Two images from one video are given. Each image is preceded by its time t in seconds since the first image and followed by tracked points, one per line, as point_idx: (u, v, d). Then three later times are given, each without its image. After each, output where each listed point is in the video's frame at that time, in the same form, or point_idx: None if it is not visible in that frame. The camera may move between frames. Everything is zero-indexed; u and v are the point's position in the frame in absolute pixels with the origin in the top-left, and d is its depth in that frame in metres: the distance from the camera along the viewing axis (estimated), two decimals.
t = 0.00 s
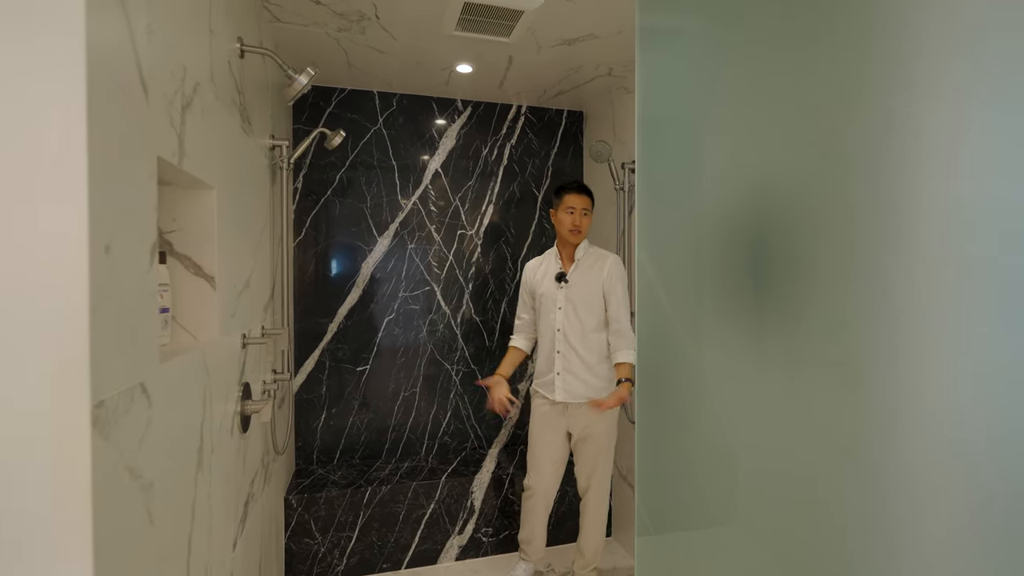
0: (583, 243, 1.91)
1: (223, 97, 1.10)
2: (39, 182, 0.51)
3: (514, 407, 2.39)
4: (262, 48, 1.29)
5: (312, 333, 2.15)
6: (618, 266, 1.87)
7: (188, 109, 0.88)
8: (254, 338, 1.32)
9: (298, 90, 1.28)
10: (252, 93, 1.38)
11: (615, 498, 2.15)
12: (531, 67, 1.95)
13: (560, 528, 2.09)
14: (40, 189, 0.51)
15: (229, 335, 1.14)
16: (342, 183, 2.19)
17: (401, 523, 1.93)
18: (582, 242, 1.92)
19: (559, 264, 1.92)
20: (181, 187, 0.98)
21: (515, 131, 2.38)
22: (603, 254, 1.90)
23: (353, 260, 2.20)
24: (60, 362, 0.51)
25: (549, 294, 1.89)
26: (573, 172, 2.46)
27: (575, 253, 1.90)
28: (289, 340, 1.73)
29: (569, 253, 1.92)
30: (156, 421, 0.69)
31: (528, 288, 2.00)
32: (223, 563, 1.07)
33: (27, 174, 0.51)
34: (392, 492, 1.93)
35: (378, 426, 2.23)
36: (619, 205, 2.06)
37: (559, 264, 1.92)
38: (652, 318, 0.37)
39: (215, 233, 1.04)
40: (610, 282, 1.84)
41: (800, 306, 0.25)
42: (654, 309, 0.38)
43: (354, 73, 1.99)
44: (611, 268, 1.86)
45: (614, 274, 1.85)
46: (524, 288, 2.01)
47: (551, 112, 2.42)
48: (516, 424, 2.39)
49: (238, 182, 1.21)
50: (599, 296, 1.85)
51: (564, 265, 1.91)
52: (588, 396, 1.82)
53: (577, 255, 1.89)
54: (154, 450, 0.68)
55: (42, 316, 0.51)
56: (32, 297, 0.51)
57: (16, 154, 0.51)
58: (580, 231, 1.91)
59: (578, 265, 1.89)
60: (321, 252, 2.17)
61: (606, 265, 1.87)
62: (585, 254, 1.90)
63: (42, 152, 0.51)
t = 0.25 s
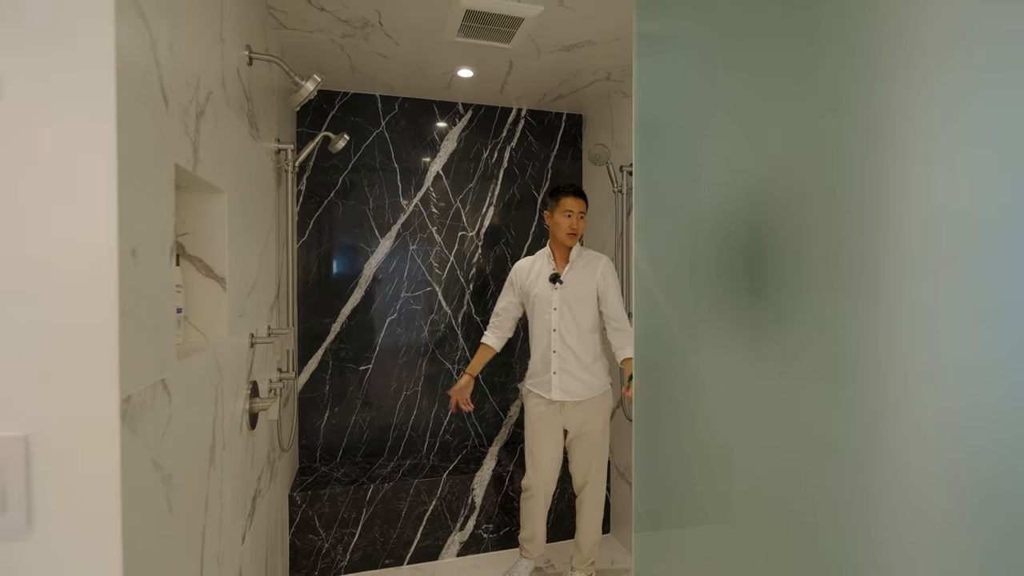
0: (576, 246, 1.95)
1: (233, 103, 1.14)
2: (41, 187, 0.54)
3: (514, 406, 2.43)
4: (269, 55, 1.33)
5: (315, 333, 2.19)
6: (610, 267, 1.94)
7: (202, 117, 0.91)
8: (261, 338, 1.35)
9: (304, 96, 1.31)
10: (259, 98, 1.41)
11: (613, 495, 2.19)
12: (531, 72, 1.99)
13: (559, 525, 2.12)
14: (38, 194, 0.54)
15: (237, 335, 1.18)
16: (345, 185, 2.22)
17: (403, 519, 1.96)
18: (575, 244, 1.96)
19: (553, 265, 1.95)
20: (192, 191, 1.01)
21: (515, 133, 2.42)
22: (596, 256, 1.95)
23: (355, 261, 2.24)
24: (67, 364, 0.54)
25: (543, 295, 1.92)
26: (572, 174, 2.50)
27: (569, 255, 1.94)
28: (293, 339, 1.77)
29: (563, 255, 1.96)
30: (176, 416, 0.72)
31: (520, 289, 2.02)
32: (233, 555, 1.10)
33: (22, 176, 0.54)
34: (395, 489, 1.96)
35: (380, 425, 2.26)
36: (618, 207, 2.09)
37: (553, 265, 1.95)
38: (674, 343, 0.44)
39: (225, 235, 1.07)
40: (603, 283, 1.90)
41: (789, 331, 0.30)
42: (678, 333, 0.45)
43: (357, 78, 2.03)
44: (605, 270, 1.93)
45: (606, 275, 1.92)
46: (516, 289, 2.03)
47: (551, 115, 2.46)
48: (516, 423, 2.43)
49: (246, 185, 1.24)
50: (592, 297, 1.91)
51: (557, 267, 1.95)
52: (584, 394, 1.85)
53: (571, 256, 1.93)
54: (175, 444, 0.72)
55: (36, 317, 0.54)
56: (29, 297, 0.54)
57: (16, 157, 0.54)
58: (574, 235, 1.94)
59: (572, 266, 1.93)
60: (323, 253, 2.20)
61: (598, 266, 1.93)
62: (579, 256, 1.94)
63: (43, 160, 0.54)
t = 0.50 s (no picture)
0: (568, 245, 2.00)
1: (245, 108, 1.17)
2: (48, 188, 0.56)
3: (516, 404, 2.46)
4: (279, 61, 1.37)
5: (319, 332, 2.22)
6: (600, 267, 1.99)
7: (219, 123, 0.94)
8: (270, 336, 1.39)
9: (313, 101, 1.35)
10: (268, 103, 1.45)
11: (613, 491, 2.23)
12: (532, 75, 2.03)
13: (560, 520, 2.16)
14: (42, 191, 0.56)
15: (249, 332, 1.21)
16: (349, 186, 2.26)
17: (407, 514, 2.00)
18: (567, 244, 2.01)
19: (546, 263, 1.99)
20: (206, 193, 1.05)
21: (517, 135, 2.46)
22: (587, 255, 2.00)
23: (359, 261, 2.27)
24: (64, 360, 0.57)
25: (536, 292, 1.96)
26: (572, 175, 2.54)
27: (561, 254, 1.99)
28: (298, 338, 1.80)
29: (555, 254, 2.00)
30: (198, 410, 0.76)
31: (513, 287, 2.05)
32: (244, 546, 1.14)
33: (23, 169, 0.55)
34: (399, 485, 2.00)
35: (384, 422, 2.30)
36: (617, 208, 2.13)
37: (545, 263, 1.99)
38: (675, 341, 0.67)
39: (236, 235, 1.11)
40: (593, 282, 1.95)
41: (781, 341, 0.50)
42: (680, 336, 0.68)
43: (362, 81, 2.06)
44: (597, 268, 1.98)
45: (597, 275, 1.97)
46: (509, 286, 2.07)
47: (551, 117, 2.50)
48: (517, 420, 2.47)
49: (255, 187, 1.28)
50: (583, 295, 1.95)
51: (550, 264, 1.99)
52: (574, 390, 1.89)
53: (563, 255, 1.98)
54: (197, 435, 0.76)
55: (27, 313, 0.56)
56: (28, 295, 0.56)
57: (35, 162, 0.56)
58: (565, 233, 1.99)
59: (564, 263, 1.97)
60: (327, 253, 2.24)
61: (590, 266, 1.98)
62: (571, 255, 1.99)
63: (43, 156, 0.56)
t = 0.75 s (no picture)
0: (560, 246, 2.05)
1: (262, 114, 1.22)
2: (56, 185, 0.59)
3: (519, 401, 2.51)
4: (293, 68, 1.41)
5: (327, 331, 2.27)
6: (592, 268, 2.05)
7: (242, 130, 0.99)
8: (284, 334, 1.43)
9: (326, 106, 1.39)
10: (281, 108, 1.50)
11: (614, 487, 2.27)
12: (535, 80, 2.07)
13: (562, 515, 2.21)
14: (83, 198, 0.61)
15: (265, 330, 1.26)
16: (355, 187, 2.30)
17: (413, 509, 2.05)
18: (560, 245, 2.05)
19: (539, 263, 2.03)
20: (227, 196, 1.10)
21: (520, 138, 2.50)
22: (580, 256, 2.05)
23: (365, 261, 2.32)
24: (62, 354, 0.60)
25: (531, 292, 2.00)
26: (574, 177, 2.58)
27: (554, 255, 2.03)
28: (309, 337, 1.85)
29: (548, 255, 2.04)
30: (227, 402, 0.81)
31: (507, 286, 2.10)
32: (263, 535, 1.19)
33: (41, 173, 0.59)
34: (405, 481, 2.04)
35: (390, 419, 2.34)
36: (619, 210, 2.18)
37: (538, 263, 2.04)
38: (674, 340, 0.63)
39: (256, 237, 1.16)
40: (585, 283, 2.01)
41: (781, 338, 0.46)
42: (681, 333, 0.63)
43: (369, 85, 2.11)
44: (590, 269, 2.04)
45: (589, 276, 2.03)
46: (503, 285, 2.11)
47: (554, 120, 2.54)
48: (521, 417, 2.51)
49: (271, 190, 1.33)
50: (576, 295, 2.00)
51: (544, 265, 2.04)
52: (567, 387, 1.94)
53: (557, 256, 2.03)
54: (226, 425, 0.80)
55: (24, 304, 0.59)
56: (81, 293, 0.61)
57: (88, 173, 0.61)
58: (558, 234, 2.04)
59: (557, 264, 2.02)
60: (335, 254, 2.28)
61: (582, 266, 2.03)
62: (564, 255, 2.04)
63: (75, 166, 0.60)
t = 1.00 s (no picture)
0: (555, 248, 2.09)
1: (278, 122, 1.26)
2: (53, 183, 0.63)
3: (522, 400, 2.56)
4: (306, 77, 1.46)
5: (334, 331, 2.31)
6: (588, 269, 2.09)
7: (262, 139, 1.04)
8: (297, 334, 1.48)
9: (337, 114, 1.44)
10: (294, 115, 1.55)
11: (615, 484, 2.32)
12: (539, 85, 2.12)
13: (564, 512, 2.25)
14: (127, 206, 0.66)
15: (280, 330, 1.30)
16: (362, 190, 2.35)
17: (420, 505, 2.09)
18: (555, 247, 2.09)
19: (536, 266, 2.07)
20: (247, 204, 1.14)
21: (523, 141, 2.55)
22: (576, 258, 2.09)
23: (371, 263, 2.36)
24: (85, 352, 0.65)
25: (530, 294, 2.05)
26: (576, 180, 2.63)
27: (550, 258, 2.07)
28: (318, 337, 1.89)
29: (542, 258, 2.08)
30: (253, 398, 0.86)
31: (505, 289, 2.14)
32: (279, 527, 1.23)
33: (71, 180, 0.64)
34: (412, 477, 2.09)
35: (396, 417, 2.39)
36: (620, 212, 2.23)
37: (535, 266, 2.08)
38: (676, 340, 0.80)
39: (273, 240, 1.20)
40: (581, 284, 2.06)
41: (777, 344, 0.62)
42: (679, 335, 0.80)
43: (376, 90, 2.16)
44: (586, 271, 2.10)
45: (585, 277, 2.07)
46: (501, 288, 2.15)
47: (556, 124, 2.59)
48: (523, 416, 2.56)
49: (285, 196, 1.37)
50: (573, 297, 2.05)
51: (541, 267, 2.08)
52: (566, 385, 1.99)
53: (553, 259, 2.07)
54: (252, 420, 0.85)
55: (24, 304, 0.63)
56: (126, 297, 0.66)
57: (131, 182, 0.66)
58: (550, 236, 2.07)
59: (555, 266, 2.06)
60: (341, 255, 2.33)
61: (578, 268, 2.08)
62: (560, 257, 2.08)
63: (104, 176, 0.65)
